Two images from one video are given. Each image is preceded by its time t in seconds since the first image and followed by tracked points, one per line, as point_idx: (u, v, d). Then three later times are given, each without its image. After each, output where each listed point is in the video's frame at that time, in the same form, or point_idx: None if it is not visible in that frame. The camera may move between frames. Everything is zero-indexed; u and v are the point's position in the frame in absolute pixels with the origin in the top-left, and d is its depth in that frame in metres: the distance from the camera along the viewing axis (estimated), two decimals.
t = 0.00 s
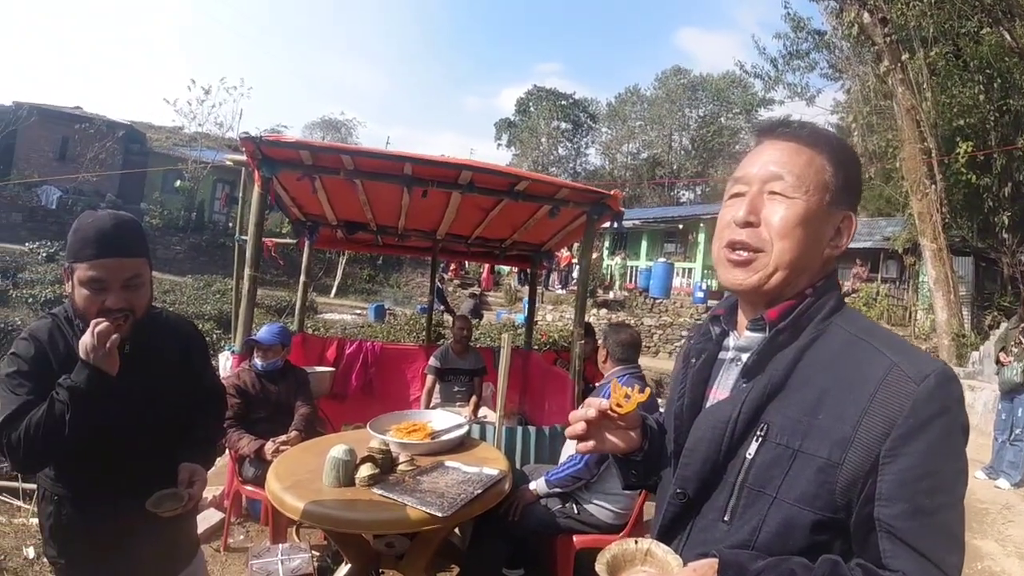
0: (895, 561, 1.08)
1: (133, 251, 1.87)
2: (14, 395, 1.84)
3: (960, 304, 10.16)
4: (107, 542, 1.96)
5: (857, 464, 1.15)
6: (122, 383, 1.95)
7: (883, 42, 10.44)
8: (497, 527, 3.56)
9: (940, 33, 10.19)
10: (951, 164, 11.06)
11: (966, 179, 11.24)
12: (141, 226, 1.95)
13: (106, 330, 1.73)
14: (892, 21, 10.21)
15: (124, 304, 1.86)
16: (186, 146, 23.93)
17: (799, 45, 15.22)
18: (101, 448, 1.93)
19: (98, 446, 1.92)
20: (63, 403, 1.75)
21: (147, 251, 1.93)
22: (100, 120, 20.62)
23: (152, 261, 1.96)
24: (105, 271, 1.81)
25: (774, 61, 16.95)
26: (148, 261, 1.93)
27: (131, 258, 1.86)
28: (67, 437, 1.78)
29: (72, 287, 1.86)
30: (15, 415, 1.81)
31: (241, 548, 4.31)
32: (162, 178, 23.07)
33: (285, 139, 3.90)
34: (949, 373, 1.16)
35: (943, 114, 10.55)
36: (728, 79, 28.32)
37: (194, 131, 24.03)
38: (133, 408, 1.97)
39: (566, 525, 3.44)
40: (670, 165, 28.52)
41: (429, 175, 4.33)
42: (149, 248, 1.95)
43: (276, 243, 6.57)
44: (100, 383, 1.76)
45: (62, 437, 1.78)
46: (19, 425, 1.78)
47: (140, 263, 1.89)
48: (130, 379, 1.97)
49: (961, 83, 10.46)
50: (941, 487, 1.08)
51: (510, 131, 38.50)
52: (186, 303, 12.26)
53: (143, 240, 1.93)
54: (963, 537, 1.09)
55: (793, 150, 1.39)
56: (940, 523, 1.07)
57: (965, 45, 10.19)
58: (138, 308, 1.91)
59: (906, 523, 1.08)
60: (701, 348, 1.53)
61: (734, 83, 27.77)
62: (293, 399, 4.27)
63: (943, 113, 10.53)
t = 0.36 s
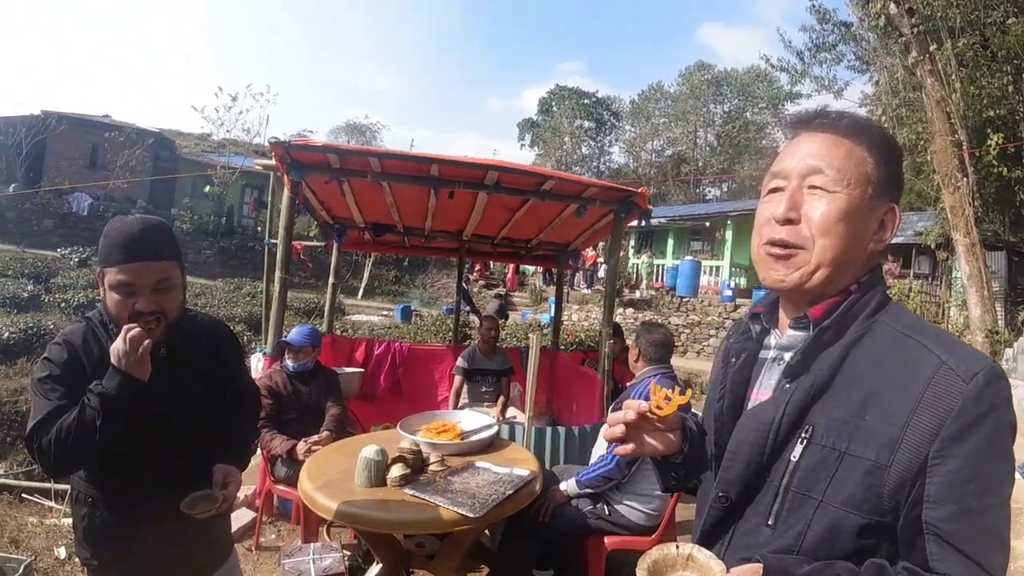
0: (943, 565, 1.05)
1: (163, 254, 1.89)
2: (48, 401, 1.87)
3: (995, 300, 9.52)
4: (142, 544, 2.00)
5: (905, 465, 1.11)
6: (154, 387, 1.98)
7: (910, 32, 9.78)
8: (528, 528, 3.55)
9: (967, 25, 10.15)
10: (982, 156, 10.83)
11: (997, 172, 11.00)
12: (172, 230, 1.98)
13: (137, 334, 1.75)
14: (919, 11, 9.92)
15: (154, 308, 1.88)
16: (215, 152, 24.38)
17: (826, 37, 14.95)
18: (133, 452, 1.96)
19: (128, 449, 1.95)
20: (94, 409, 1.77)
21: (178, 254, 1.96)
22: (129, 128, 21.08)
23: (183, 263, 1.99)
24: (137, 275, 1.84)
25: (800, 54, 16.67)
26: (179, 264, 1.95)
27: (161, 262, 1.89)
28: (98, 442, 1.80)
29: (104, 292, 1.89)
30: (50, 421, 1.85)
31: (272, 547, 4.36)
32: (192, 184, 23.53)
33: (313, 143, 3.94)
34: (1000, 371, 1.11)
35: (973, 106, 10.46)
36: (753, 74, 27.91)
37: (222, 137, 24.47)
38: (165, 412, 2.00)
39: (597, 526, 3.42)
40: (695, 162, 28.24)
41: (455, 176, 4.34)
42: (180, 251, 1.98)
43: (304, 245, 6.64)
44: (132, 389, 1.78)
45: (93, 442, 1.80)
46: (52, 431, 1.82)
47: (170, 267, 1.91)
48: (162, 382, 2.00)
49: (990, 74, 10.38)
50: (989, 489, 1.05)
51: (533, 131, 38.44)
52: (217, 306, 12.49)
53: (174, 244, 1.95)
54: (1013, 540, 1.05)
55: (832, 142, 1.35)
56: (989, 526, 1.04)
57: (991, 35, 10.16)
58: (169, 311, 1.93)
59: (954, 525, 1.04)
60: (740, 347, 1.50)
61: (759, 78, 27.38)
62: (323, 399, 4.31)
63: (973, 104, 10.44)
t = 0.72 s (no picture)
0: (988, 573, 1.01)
1: (189, 261, 1.91)
2: (75, 406, 1.90)
3: None
4: (173, 547, 2.02)
5: (952, 471, 1.07)
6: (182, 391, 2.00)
7: (934, 27, 8.41)
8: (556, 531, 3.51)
9: (991, 19, 9.37)
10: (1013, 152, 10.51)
11: None
12: (199, 235, 2.00)
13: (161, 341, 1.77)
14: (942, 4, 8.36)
15: (178, 314, 1.90)
16: (241, 159, 24.78)
17: (850, 33, 14.68)
18: (162, 457, 1.99)
19: (154, 453, 1.97)
20: (120, 416, 1.80)
21: (204, 259, 1.97)
22: (157, 136, 21.53)
23: (209, 268, 2.00)
24: (163, 281, 1.86)
25: (824, 51, 16.40)
26: (204, 269, 1.97)
27: (187, 267, 1.90)
28: (124, 447, 1.82)
29: (132, 298, 1.92)
30: (78, 426, 1.87)
31: (299, 549, 4.40)
32: (218, 190, 23.97)
33: (340, 149, 3.98)
34: None
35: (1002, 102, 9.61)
36: (777, 71, 27.48)
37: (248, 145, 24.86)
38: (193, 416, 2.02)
39: (626, 531, 3.38)
40: (718, 162, 27.96)
41: (480, 179, 4.34)
42: (207, 256, 1.99)
43: (330, 250, 6.70)
44: (157, 397, 1.80)
45: (119, 448, 1.82)
46: (78, 437, 1.84)
47: (195, 272, 1.92)
48: (189, 387, 2.02)
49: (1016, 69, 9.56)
50: None
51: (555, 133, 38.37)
52: (244, 310, 12.69)
53: (201, 249, 1.97)
54: None
55: (873, 136, 1.31)
56: None
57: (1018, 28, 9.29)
58: (194, 316, 1.94)
59: (1002, 535, 0.99)
60: (779, 350, 1.47)
61: (782, 76, 27.01)
62: (350, 402, 4.34)
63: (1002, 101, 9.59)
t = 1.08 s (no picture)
0: None
1: (210, 267, 1.92)
2: (103, 411, 1.93)
3: None
4: (204, 552, 2.04)
5: (998, 477, 1.03)
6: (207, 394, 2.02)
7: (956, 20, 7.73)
8: (582, 534, 3.48)
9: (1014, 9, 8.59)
10: None
11: None
12: (224, 242, 2.01)
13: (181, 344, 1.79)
14: None
15: (202, 318, 1.92)
16: (263, 164, 25.10)
17: (871, 27, 14.41)
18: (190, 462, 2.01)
19: (179, 458, 1.99)
20: (144, 422, 1.82)
21: (227, 265, 1.98)
22: (181, 144, 21.91)
23: (232, 273, 2.01)
24: (184, 287, 1.88)
25: (846, 46, 16.12)
26: (227, 275, 1.98)
27: (209, 274, 1.92)
28: (150, 453, 1.85)
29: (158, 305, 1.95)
30: (105, 432, 1.90)
31: (325, 550, 4.43)
32: (242, 196, 24.32)
33: (363, 152, 4.00)
34: None
35: None
36: (798, 67, 27.05)
37: (270, 150, 25.19)
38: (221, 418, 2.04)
39: (653, 534, 3.35)
40: (741, 160, 27.42)
41: (502, 181, 4.33)
42: (231, 263, 2.01)
43: (354, 253, 6.74)
44: (180, 405, 1.82)
45: (144, 454, 1.85)
46: (103, 443, 1.87)
47: (216, 278, 1.94)
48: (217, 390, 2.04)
49: None
50: None
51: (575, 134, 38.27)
52: (268, 314, 12.86)
53: (224, 255, 1.99)
54: None
55: (910, 130, 1.29)
56: None
57: None
58: (215, 321, 1.96)
59: None
60: (816, 351, 1.45)
61: (803, 72, 26.63)
62: (375, 404, 4.35)
63: None
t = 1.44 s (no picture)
0: None
1: (225, 272, 1.93)
2: (130, 416, 1.97)
3: None
4: (236, 554, 2.06)
5: None
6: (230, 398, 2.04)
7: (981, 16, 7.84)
8: (610, 536, 3.45)
9: None
10: None
11: None
12: (241, 245, 2.01)
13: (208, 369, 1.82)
14: None
15: (217, 323, 1.94)
16: (289, 168, 25.45)
17: (896, 19, 14.12)
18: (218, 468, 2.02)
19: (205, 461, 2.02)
20: (168, 435, 1.86)
21: (244, 269, 1.98)
22: (207, 149, 22.32)
23: (251, 277, 2.01)
24: (199, 291, 1.90)
25: (872, 38, 15.81)
26: (243, 279, 1.98)
27: (225, 278, 1.92)
28: (173, 463, 1.88)
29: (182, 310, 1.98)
30: (131, 439, 1.94)
31: (353, 549, 4.46)
32: (269, 199, 24.70)
33: (388, 154, 4.02)
34: None
35: None
36: (823, 60, 26.58)
37: (296, 154, 25.54)
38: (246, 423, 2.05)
39: (683, 536, 3.31)
40: (766, 156, 26.93)
41: (526, 181, 4.32)
42: (249, 266, 2.00)
43: (380, 254, 6.78)
44: (202, 421, 1.84)
45: (168, 463, 1.88)
46: (129, 452, 1.91)
47: (234, 283, 1.95)
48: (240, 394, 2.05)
49: None
50: None
51: (596, 132, 38.12)
52: (295, 315, 13.04)
53: (242, 258, 1.98)
54: None
55: (953, 120, 1.25)
56: None
57: None
58: (231, 326, 1.97)
59: None
60: (858, 351, 1.42)
61: (828, 65, 26.17)
62: (402, 404, 4.37)
63: None
